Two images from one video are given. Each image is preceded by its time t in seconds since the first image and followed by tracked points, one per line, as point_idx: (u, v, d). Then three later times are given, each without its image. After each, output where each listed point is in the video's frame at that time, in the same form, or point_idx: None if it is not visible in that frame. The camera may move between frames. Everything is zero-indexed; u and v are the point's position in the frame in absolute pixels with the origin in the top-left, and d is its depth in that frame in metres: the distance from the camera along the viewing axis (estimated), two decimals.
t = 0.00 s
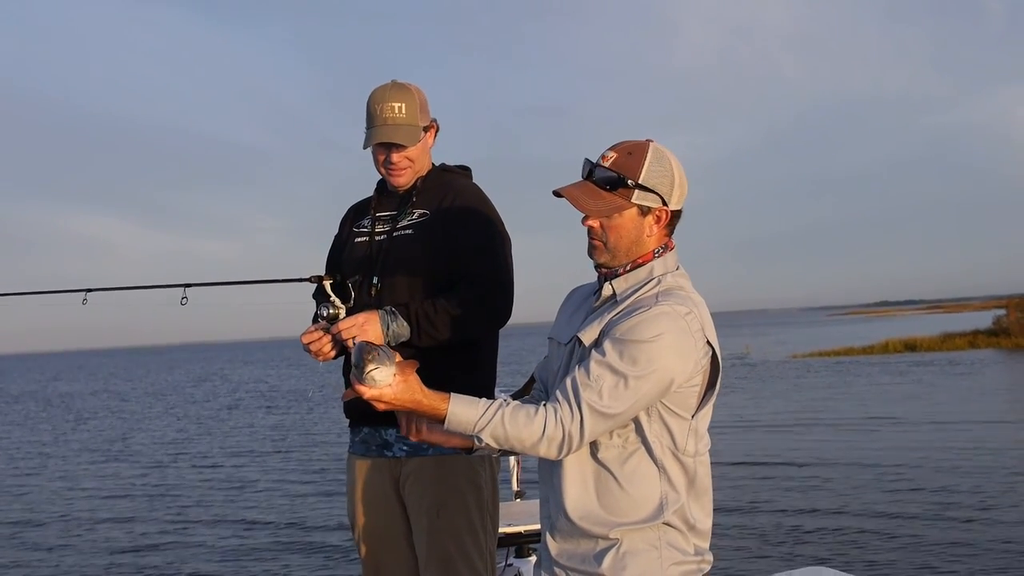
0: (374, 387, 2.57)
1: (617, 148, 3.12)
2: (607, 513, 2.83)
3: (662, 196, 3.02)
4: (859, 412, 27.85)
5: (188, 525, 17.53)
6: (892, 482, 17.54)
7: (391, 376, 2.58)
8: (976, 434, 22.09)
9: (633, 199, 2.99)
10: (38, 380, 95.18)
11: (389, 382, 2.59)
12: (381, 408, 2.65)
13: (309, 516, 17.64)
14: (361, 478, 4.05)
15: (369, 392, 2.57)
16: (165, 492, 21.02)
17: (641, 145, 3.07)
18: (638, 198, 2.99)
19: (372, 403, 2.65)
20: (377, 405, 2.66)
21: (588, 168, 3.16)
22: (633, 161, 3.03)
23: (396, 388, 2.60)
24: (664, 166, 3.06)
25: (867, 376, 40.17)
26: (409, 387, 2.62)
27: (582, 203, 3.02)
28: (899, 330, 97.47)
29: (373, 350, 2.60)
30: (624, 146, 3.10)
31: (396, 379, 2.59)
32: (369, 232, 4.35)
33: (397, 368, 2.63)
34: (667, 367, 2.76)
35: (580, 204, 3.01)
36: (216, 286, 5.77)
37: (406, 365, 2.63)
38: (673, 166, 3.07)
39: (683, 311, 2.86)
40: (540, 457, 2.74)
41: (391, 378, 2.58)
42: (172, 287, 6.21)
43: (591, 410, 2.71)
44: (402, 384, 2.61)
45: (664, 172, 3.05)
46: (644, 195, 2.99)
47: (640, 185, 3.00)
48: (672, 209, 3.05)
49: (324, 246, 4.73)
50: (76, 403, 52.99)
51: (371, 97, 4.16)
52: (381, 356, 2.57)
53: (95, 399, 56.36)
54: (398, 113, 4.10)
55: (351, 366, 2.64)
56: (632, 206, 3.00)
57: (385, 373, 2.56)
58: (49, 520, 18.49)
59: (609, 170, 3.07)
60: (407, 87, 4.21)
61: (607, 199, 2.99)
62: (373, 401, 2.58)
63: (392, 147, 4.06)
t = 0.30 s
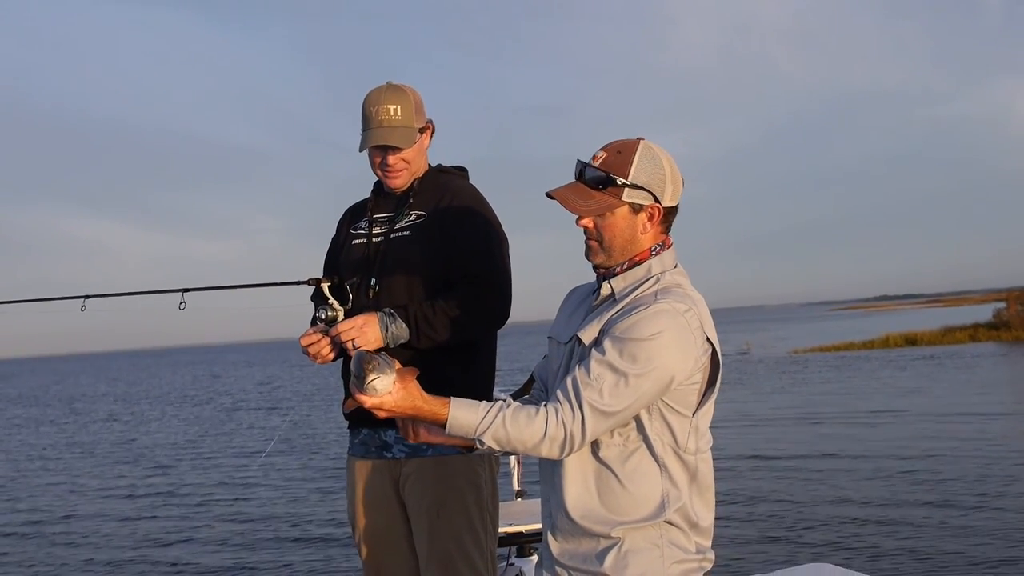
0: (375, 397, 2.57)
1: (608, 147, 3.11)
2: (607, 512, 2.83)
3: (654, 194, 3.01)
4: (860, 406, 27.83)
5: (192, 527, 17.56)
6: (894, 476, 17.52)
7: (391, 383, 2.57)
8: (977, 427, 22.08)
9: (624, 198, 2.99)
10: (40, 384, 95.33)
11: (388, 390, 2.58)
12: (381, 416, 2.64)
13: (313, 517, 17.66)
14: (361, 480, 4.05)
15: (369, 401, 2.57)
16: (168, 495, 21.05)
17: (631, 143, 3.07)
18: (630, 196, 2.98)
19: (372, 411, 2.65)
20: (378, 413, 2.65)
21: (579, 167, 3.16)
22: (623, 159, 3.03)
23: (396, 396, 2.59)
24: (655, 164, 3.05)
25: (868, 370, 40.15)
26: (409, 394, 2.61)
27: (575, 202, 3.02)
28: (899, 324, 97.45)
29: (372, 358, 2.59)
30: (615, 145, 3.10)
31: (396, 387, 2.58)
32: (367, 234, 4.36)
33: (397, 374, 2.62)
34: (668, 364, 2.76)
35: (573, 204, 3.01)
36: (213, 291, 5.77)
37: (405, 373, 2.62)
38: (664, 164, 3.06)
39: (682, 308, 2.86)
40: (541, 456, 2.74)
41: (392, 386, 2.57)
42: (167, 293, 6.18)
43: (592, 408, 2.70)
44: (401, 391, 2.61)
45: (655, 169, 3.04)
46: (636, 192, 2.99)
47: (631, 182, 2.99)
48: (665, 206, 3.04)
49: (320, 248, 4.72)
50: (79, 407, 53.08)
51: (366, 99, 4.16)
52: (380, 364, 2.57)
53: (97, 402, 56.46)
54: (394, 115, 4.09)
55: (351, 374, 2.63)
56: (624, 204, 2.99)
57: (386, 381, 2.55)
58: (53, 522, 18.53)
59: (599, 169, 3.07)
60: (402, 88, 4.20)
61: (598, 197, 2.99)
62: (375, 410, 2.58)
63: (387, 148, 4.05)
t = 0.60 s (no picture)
0: (375, 394, 2.57)
1: (606, 145, 3.11)
2: (608, 509, 2.83)
3: (653, 191, 3.01)
4: (863, 402, 27.81)
5: (196, 527, 17.59)
6: (897, 472, 17.48)
7: (391, 382, 2.57)
8: (980, 423, 22.04)
9: (623, 195, 2.98)
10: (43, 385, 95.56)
11: (389, 388, 2.58)
12: (381, 414, 2.64)
13: (316, 515, 17.69)
14: (360, 479, 4.05)
15: (369, 398, 2.57)
16: (171, 494, 21.07)
17: (629, 140, 3.07)
18: (628, 193, 2.98)
19: (373, 409, 2.65)
20: (378, 411, 2.65)
21: (578, 166, 3.16)
22: (621, 157, 3.03)
23: (396, 394, 2.59)
24: (653, 162, 3.05)
25: (871, 367, 40.10)
26: (409, 392, 2.61)
27: (572, 201, 3.02)
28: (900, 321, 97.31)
29: (372, 356, 2.59)
30: (613, 143, 3.10)
31: (396, 385, 2.58)
32: (365, 234, 4.35)
33: (398, 372, 2.63)
34: (668, 362, 2.76)
35: (571, 202, 3.01)
36: (211, 292, 5.76)
37: (405, 371, 2.63)
38: (662, 161, 3.06)
39: (682, 305, 2.85)
40: (541, 454, 2.73)
41: (392, 384, 2.57)
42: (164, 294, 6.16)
43: (592, 406, 2.70)
44: (402, 389, 2.61)
45: (653, 167, 3.05)
46: (634, 189, 2.98)
47: (629, 180, 2.99)
48: (664, 204, 3.03)
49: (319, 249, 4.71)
50: (81, 407, 53.16)
51: (362, 99, 4.16)
52: (380, 363, 2.57)
53: (100, 402, 56.59)
54: (390, 116, 4.10)
55: (351, 373, 2.63)
56: (622, 201, 2.99)
57: (385, 380, 2.55)
58: (57, 523, 18.58)
59: (598, 167, 3.07)
60: (399, 88, 4.20)
61: (597, 195, 2.99)
62: (375, 407, 2.58)
63: (384, 149, 4.05)
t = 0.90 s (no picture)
0: (377, 391, 2.57)
1: (607, 144, 3.12)
2: (608, 507, 2.83)
3: (654, 189, 3.01)
4: (864, 400, 27.79)
5: (194, 525, 17.56)
6: (898, 469, 17.46)
7: (394, 379, 2.57)
8: (981, 421, 22.02)
9: (623, 193, 2.99)
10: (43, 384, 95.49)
11: (391, 384, 2.58)
12: (383, 409, 2.65)
13: (316, 513, 17.69)
14: (361, 478, 4.05)
15: (371, 395, 2.57)
16: (170, 493, 21.03)
17: (629, 139, 3.07)
18: (629, 191, 2.99)
19: (374, 407, 2.65)
20: (380, 408, 2.66)
21: (578, 165, 3.16)
22: (621, 156, 3.03)
23: (399, 391, 2.60)
24: (654, 159, 3.06)
25: (871, 365, 40.09)
26: (412, 388, 2.61)
27: (573, 200, 3.02)
28: (900, 321, 97.32)
29: (375, 352, 2.58)
30: (614, 141, 3.10)
31: (399, 382, 2.59)
32: (365, 233, 4.36)
33: (402, 369, 2.63)
34: (668, 361, 2.76)
35: (572, 201, 3.01)
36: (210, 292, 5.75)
37: (408, 368, 2.63)
38: (663, 159, 3.06)
39: (683, 304, 2.86)
40: (544, 453, 2.73)
41: (395, 381, 2.58)
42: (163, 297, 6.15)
43: (594, 405, 2.70)
44: (404, 385, 2.61)
45: (654, 166, 3.05)
46: (636, 187, 2.99)
47: (629, 179, 3.00)
48: (665, 202, 3.04)
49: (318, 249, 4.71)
50: (81, 406, 53.14)
51: (359, 99, 4.16)
52: (382, 359, 2.56)
53: (100, 401, 56.57)
54: (388, 116, 4.10)
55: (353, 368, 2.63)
56: (623, 200, 2.99)
57: (387, 378, 2.55)
58: (59, 521, 18.58)
59: (599, 165, 3.07)
60: (397, 87, 4.20)
61: (599, 193, 2.99)
62: (377, 403, 2.59)
63: (382, 149, 4.05)
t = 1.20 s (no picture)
0: (380, 386, 2.58)
1: (607, 138, 3.12)
2: (608, 501, 2.83)
3: (654, 182, 3.02)
4: (865, 396, 27.76)
5: (192, 518, 17.57)
6: (897, 465, 17.45)
7: (397, 373, 2.57)
8: (981, 417, 21.98)
9: (623, 187, 2.99)
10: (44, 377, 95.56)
11: (394, 378, 2.58)
12: (386, 405, 2.65)
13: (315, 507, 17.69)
14: (362, 472, 4.06)
15: (374, 391, 2.57)
16: (169, 486, 21.04)
17: (630, 133, 3.08)
18: (630, 184, 2.99)
19: (377, 401, 2.66)
20: (383, 403, 2.66)
21: (578, 158, 3.17)
22: (622, 150, 3.04)
23: (402, 385, 2.60)
24: (654, 154, 3.07)
25: (873, 361, 40.06)
26: (414, 382, 2.62)
27: (574, 193, 3.02)
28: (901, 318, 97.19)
29: (378, 346, 2.59)
30: (614, 135, 3.11)
31: (401, 376, 2.59)
32: (366, 227, 4.36)
33: (404, 363, 2.63)
34: (669, 353, 2.76)
35: (573, 195, 3.01)
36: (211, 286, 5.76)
37: (411, 362, 2.63)
38: (663, 153, 3.07)
39: (684, 298, 2.86)
40: (546, 446, 2.73)
41: (397, 375, 2.58)
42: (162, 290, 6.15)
43: (596, 398, 2.71)
44: (407, 379, 2.61)
45: (655, 160, 3.06)
46: (636, 180, 2.99)
47: (630, 172, 3.00)
48: (665, 195, 3.04)
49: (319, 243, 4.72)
50: (81, 400, 53.15)
51: (362, 93, 4.16)
52: (385, 355, 2.56)
53: (102, 394, 56.61)
54: (390, 108, 4.10)
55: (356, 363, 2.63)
56: (624, 193, 3.00)
57: (389, 371, 2.56)
58: (60, 513, 18.62)
59: (599, 159, 3.08)
60: (399, 81, 4.21)
61: (600, 186, 2.99)
62: (380, 399, 2.59)
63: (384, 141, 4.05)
